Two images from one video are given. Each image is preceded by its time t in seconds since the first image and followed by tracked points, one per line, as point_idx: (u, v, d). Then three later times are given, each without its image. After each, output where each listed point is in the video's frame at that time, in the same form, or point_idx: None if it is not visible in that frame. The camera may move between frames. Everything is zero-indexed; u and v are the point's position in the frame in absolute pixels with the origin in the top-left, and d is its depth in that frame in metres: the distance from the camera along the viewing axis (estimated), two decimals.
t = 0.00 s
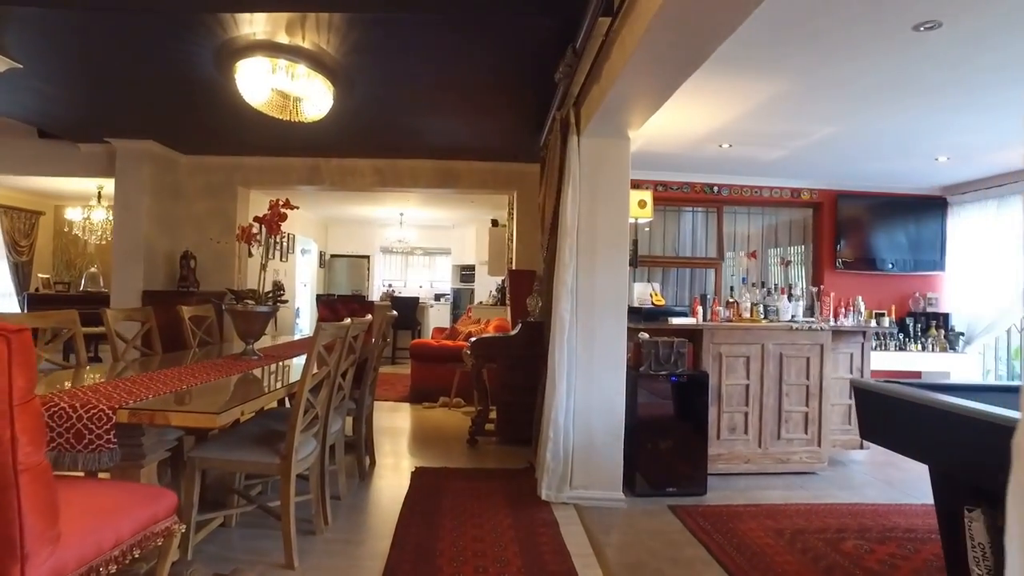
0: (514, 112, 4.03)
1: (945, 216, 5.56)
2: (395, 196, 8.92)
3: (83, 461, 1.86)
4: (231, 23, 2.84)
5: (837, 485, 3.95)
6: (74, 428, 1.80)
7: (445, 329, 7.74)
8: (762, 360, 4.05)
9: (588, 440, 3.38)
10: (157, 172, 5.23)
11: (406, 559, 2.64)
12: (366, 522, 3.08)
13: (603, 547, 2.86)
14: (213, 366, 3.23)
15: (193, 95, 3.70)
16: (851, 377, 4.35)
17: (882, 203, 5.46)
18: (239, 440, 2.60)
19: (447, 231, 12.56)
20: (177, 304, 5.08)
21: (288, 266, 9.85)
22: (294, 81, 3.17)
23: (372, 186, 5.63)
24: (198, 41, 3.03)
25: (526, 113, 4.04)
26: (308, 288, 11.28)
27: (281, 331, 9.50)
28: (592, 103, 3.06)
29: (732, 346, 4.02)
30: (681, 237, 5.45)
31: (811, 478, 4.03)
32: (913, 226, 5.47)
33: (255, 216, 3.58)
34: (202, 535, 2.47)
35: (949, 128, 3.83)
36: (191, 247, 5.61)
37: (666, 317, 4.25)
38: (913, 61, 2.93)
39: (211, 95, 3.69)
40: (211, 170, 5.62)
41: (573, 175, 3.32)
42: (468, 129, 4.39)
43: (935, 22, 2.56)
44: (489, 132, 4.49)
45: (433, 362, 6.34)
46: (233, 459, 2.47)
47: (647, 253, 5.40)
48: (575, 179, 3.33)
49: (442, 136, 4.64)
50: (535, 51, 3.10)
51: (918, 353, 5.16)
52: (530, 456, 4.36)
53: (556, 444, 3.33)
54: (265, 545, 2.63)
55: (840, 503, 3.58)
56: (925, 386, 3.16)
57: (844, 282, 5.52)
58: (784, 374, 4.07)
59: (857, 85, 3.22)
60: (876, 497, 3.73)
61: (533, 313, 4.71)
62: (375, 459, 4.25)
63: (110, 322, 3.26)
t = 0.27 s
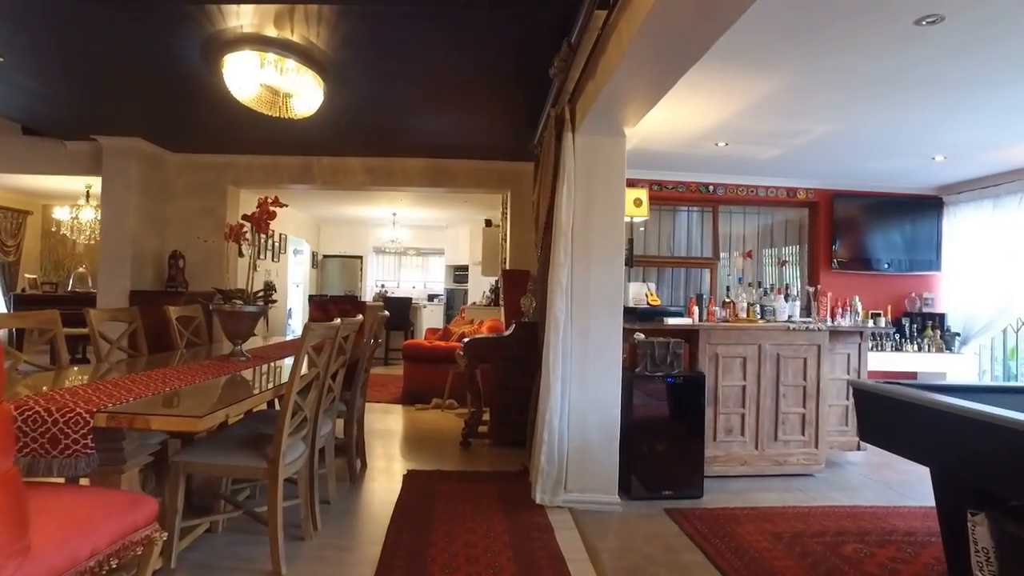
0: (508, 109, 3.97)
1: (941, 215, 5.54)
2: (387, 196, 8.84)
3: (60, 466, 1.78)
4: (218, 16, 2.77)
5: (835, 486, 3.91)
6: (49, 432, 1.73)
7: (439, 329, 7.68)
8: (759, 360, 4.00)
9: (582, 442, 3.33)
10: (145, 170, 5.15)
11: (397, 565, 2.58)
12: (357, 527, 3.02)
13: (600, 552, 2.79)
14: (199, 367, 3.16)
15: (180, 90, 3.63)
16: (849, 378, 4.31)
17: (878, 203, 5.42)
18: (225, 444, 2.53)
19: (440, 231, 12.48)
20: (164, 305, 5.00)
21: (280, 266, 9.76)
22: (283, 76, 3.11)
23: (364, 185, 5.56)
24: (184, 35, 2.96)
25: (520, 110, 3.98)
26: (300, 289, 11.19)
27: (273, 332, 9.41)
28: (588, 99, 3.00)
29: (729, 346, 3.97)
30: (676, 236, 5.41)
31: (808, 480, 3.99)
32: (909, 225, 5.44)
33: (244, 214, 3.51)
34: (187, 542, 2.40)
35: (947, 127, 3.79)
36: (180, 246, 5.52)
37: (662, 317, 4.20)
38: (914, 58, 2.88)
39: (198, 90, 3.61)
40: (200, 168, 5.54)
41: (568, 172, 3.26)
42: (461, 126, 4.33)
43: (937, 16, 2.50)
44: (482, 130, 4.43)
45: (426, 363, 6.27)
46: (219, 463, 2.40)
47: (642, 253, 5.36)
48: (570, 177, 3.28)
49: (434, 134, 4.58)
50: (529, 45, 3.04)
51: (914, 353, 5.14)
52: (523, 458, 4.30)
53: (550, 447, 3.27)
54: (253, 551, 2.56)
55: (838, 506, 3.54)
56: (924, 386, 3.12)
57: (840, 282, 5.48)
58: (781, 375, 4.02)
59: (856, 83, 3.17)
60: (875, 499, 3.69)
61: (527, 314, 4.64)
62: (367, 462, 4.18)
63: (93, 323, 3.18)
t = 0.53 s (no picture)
0: (496, 105, 3.88)
1: (932, 215, 5.51)
2: (375, 195, 8.73)
3: (17, 479, 1.68)
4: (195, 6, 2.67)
5: (827, 490, 3.85)
6: (4, 442, 1.64)
7: (426, 330, 7.57)
8: (750, 362, 3.94)
9: (571, 446, 3.25)
10: (123, 168, 5.02)
11: None
12: (339, 535, 2.92)
13: (589, 560, 2.71)
14: (176, 371, 3.05)
15: (157, 84, 3.52)
16: (841, 380, 4.25)
17: (869, 203, 5.39)
18: (200, 450, 2.43)
19: (428, 231, 12.38)
20: (143, 306, 4.87)
21: (266, 266, 9.63)
22: (263, 70, 2.98)
23: (349, 184, 5.46)
24: (159, 26, 2.85)
25: (508, 107, 3.90)
26: (286, 290, 11.05)
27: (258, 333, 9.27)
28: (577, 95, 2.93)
29: (720, 348, 3.91)
30: (666, 237, 5.34)
31: (800, 483, 3.93)
32: (900, 226, 5.41)
33: (223, 213, 3.41)
34: (159, 553, 2.30)
35: (941, 126, 3.74)
36: (161, 246, 5.40)
37: (653, 317, 4.13)
38: (910, 55, 2.81)
39: (177, 85, 3.51)
40: (182, 166, 5.42)
41: (557, 170, 3.18)
42: (448, 123, 4.25)
43: (935, 11, 2.44)
44: (470, 127, 4.34)
45: (413, 365, 6.17)
46: (193, 471, 2.29)
47: (633, 254, 5.29)
48: (558, 175, 3.20)
49: (421, 132, 4.49)
50: (517, 38, 2.95)
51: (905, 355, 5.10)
52: (511, 462, 4.22)
53: (538, 451, 3.19)
54: (229, 562, 2.46)
55: (831, 510, 3.48)
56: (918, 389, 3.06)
57: (832, 283, 5.44)
58: (772, 377, 3.96)
59: (851, 81, 3.11)
60: (868, 503, 3.63)
61: (515, 315, 4.56)
62: (352, 466, 4.08)
63: (65, 325, 3.07)
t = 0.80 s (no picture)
0: (473, 102, 3.80)
1: (909, 216, 5.52)
2: (352, 195, 8.61)
3: None
4: None
5: (807, 492, 3.82)
6: None
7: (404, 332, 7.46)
8: (731, 364, 3.90)
9: (549, 450, 3.18)
10: (88, 165, 4.86)
11: None
12: (309, 545, 2.82)
13: (567, 568, 2.64)
14: (139, 375, 2.93)
15: (121, 77, 3.40)
16: (821, 381, 4.23)
17: (847, 203, 5.38)
18: (161, 459, 2.32)
19: (407, 231, 12.26)
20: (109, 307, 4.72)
21: (242, 267, 9.45)
22: (230, 62, 2.85)
23: (324, 183, 5.35)
24: (120, 15, 2.74)
25: (485, 104, 3.82)
26: (262, 291, 10.86)
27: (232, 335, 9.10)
28: (555, 91, 2.86)
29: (700, 349, 3.86)
30: (646, 237, 5.30)
31: (780, 486, 3.90)
32: (878, 226, 5.41)
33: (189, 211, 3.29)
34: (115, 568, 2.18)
35: (920, 126, 3.73)
36: (128, 245, 5.24)
37: (632, 319, 4.05)
38: (891, 53, 2.77)
39: (141, 77, 3.39)
40: (150, 163, 5.27)
41: (534, 168, 3.11)
42: (425, 121, 4.16)
43: (917, 8, 2.39)
44: (447, 125, 4.25)
45: (390, 367, 6.07)
46: (151, 481, 2.18)
47: (612, 254, 5.23)
48: (536, 173, 3.12)
49: (397, 129, 4.40)
50: (492, 31, 2.87)
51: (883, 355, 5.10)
52: (489, 466, 4.14)
53: (515, 456, 3.11)
54: None
55: (811, 513, 3.44)
56: (899, 391, 3.03)
57: (811, 283, 5.43)
58: (753, 378, 3.92)
59: (832, 80, 3.07)
60: (847, 505, 3.61)
61: (493, 316, 4.48)
62: (325, 472, 3.98)
63: (20, 328, 2.93)
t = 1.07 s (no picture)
0: (448, 99, 3.72)
1: (883, 218, 5.55)
2: (326, 195, 8.47)
3: None
4: None
5: (784, 494, 3.79)
6: None
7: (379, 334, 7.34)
8: (708, 366, 3.87)
9: (525, 455, 3.12)
10: (49, 161, 4.69)
11: None
12: (276, 556, 2.72)
13: None
14: (97, 380, 2.81)
15: (79, 69, 3.26)
16: (797, 382, 4.21)
17: (823, 204, 5.39)
18: (116, 470, 2.21)
19: (384, 232, 12.13)
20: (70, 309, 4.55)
21: (214, 267, 9.26)
22: (194, 55, 2.73)
23: (296, 182, 5.22)
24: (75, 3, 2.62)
25: (460, 101, 3.74)
26: (235, 292, 10.66)
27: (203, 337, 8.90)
28: (529, 88, 2.80)
29: (677, 351, 3.82)
30: (623, 238, 5.25)
31: (757, 488, 3.87)
32: (853, 228, 5.43)
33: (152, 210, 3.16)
34: None
35: (895, 128, 3.72)
36: (91, 245, 5.07)
37: (609, 321, 3.96)
38: (868, 53, 2.75)
39: (101, 69, 3.25)
40: (115, 160, 5.11)
41: (509, 167, 3.04)
42: (398, 118, 4.07)
43: (894, 7, 2.35)
44: (422, 124, 4.17)
45: (364, 370, 5.95)
46: (105, 494, 2.07)
47: (589, 255, 5.18)
48: (510, 172, 3.05)
49: (369, 128, 4.30)
50: (465, 26, 2.80)
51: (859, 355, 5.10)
52: (464, 471, 4.06)
53: (489, 461, 3.04)
54: None
55: (789, 516, 3.41)
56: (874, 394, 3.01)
57: (787, 284, 5.42)
58: (730, 380, 3.89)
59: (808, 80, 3.05)
60: (824, 507, 3.58)
61: (468, 318, 4.40)
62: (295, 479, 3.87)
63: None
